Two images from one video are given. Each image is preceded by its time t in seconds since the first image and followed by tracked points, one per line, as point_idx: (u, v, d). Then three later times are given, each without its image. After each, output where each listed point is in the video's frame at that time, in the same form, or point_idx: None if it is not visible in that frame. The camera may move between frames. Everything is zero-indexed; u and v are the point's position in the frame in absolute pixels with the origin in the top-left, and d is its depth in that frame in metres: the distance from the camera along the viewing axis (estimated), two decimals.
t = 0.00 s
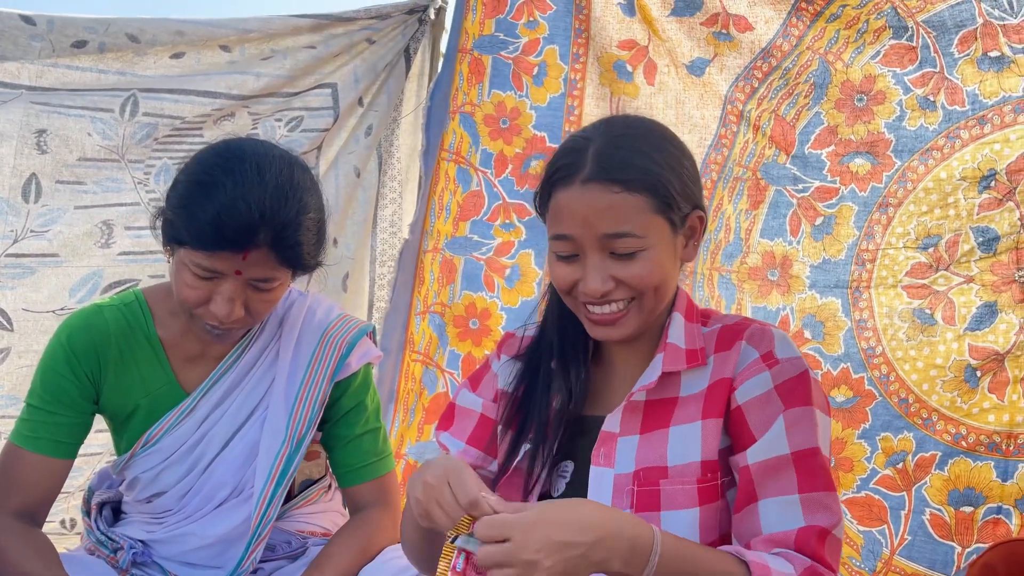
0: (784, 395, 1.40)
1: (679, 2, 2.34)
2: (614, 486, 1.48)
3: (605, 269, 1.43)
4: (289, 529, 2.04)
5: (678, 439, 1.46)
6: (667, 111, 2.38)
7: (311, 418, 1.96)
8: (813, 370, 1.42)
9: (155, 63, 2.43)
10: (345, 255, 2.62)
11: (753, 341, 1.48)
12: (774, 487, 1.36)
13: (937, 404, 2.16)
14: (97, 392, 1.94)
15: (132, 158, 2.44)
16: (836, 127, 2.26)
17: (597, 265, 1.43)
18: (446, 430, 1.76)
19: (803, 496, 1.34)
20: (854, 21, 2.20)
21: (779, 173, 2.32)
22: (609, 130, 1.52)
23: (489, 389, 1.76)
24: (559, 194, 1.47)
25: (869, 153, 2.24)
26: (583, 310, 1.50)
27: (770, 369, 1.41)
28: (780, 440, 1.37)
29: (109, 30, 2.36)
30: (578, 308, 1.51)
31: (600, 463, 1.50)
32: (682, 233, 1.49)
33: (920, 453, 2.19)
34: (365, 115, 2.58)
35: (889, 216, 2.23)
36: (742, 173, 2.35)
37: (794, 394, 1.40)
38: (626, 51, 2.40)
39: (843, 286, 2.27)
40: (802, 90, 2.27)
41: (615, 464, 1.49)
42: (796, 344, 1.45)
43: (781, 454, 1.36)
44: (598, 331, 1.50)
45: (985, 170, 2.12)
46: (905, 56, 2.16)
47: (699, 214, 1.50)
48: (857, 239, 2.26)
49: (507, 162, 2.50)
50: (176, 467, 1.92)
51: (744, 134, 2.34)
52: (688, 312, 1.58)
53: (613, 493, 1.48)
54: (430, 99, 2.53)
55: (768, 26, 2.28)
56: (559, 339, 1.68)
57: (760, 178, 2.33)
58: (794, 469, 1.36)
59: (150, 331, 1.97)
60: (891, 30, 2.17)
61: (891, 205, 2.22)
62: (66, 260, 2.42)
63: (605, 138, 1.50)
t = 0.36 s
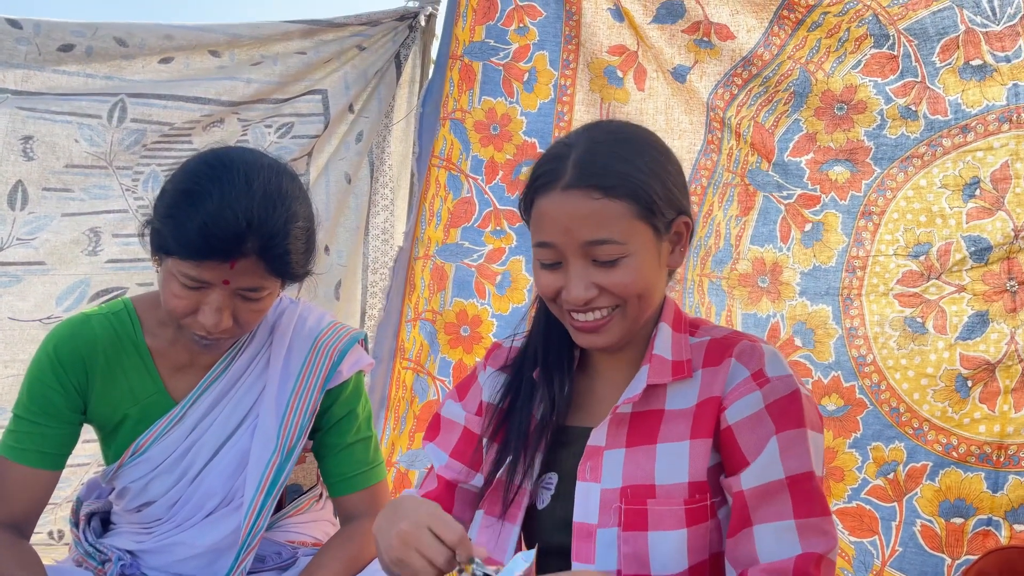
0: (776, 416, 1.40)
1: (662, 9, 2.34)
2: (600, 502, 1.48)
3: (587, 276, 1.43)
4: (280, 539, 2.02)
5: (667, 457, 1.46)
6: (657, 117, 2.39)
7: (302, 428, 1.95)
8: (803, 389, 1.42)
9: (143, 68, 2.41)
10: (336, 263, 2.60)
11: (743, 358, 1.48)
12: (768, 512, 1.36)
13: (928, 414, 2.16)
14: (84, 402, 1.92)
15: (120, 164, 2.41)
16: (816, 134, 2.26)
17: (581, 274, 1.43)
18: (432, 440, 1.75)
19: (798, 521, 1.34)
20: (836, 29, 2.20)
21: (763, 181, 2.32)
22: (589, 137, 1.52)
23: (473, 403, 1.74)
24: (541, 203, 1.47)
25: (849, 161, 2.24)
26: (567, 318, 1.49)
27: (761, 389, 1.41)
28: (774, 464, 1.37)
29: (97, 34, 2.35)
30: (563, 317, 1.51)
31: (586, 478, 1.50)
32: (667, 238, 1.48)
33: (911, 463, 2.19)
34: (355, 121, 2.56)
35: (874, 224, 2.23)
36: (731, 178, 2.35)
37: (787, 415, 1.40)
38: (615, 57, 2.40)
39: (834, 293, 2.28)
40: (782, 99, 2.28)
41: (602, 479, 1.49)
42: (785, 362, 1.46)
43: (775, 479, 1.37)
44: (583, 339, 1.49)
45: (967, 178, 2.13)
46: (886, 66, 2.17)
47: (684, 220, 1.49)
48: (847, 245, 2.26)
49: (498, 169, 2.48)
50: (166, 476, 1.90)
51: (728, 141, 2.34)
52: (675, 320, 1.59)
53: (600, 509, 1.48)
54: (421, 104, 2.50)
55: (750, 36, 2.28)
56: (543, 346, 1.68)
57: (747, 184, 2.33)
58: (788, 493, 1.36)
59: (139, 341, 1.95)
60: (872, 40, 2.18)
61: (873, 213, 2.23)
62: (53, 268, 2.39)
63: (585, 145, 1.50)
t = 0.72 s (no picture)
0: (757, 432, 1.38)
1: (646, 15, 2.35)
2: (581, 519, 1.47)
3: (564, 285, 1.42)
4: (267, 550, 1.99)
5: (647, 474, 1.45)
6: (645, 122, 2.40)
7: (291, 436, 1.93)
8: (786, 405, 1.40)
9: (131, 78, 2.42)
10: (325, 270, 2.60)
11: (725, 372, 1.46)
12: (744, 531, 1.35)
13: (918, 424, 2.15)
14: (69, 409, 1.91)
15: (107, 172, 2.42)
16: (796, 143, 2.26)
17: (557, 283, 1.42)
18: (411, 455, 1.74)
19: (775, 541, 1.33)
20: (824, 36, 2.21)
21: (746, 186, 2.32)
22: (568, 140, 1.52)
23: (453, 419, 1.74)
24: (517, 210, 1.47)
25: (828, 171, 2.24)
26: (545, 328, 1.48)
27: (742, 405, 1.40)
28: (752, 482, 1.36)
29: (84, 47, 2.35)
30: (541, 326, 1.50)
31: (567, 494, 1.49)
32: (648, 245, 1.47)
33: (900, 474, 2.18)
34: (345, 127, 2.56)
35: (848, 236, 2.23)
36: (719, 184, 2.35)
37: (768, 431, 1.38)
38: (604, 62, 2.41)
39: (823, 300, 2.27)
40: (763, 106, 2.28)
41: (582, 496, 1.47)
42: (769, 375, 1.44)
43: (752, 496, 1.35)
44: (561, 349, 1.48)
45: (946, 189, 2.13)
46: (872, 74, 2.18)
47: (663, 227, 1.49)
48: (829, 254, 2.26)
49: (487, 174, 2.47)
50: (152, 484, 1.88)
51: (710, 148, 2.35)
52: (657, 330, 1.58)
53: (581, 527, 1.47)
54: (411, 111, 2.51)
55: (733, 44, 2.29)
56: (522, 356, 1.68)
57: (732, 190, 2.33)
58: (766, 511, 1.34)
59: (123, 349, 1.93)
60: (861, 46, 2.18)
61: (846, 226, 2.23)
62: (38, 275, 2.40)
63: (563, 149, 1.50)
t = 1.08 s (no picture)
0: (741, 440, 1.40)
1: (636, 15, 2.33)
2: (563, 530, 1.47)
3: (539, 288, 1.42)
4: (264, 551, 2.00)
5: (630, 484, 1.45)
6: (639, 124, 2.39)
7: (291, 437, 1.93)
8: (771, 412, 1.41)
9: (125, 77, 2.41)
10: (320, 271, 2.59)
11: (709, 378, 1.46)
12: (722, 542, 1.36)
13: (910, 428, 2.16)
14: (71, 405, 1.90)
15: (101, 173, 2.42)
16: (785, 144, 2.26)
17: (531, 286, 1.42)
18: (390, 465, 1.76)
19: (755, 554, 1.35)
20: (820, 40, 2.19)
21: (730, 191, 2.31)
22: (539, 135, 1.50)
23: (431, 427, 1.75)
24: (488, 209, 1.47)
25: (817, 172, 2.24)
26: (521, 331, 1.48)
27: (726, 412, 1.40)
28: (733, 492, 1.37)
29: (78, 43, 2.35)
30: (518, 328, 1.50)
31: (549, 505, 1.49)
32: (625, 242, 1.47)
33: (893, 478, 2.19)
34: (339, 129, 2.55)
35: (838, 237, 2.24)
36: (708, 189, 2.34)
37: (752, 440, 1.39)
38: (598, 62, 2.39)
39: (813, 304, 2.27)
40: (753, 109, 2.28)
41: (564, 505, 1.48)
42: (753, 380, 1.44)
43: (732, 507, 1.37)
44: (538, 352, 1.48)
45: (937, 192, 2.12)
46: (863, 78, 2.16)
47: (643, 223, 1.49)
48: (814, 258, 2.27)
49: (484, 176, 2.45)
50: (151, 485, 1.88)
51: (695, 150, 2.34)
52: (638, 331, 1.58)
53: (563, 538, 1.47)
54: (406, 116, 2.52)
55: (723, 45, 2.27)
56: (499, 357, 1.68)
57: (718, 194, 2.33)
58: (746, 523, 1.36)
59: (126, 347, 1.93)
60: (857, 48, 2.16)
61: (835, 226, 2.24)
62: (33, 277, 2.39)
63: (534, 143, 1.49)
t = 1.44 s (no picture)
0: (719, 453, 1.41)
1: (637, 14, 2.33)
2: (544, 539, 1.48)
3: (511, 287, 1.43)
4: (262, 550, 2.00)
5: (611, 494, 1.45)
6: (633, 125, 2.38)
7: (288, 435, 1.94)
8: (752, 422, 1.42)
9: (123, 80, 2.42)
10: (316, 271, 2.59)
11: (690, 386, 1.46)
12: (694, 557, 1.38)
13: (907, 427, 2.16)
14: (74, 400, 1.90)
15: (98, 173, 2.42)
16: (788, 144, 2.26)
17: (503, 286, 1.43)
18: (370, 472, 1.76)
19: (725, 570, 1.37)
20: (823, 41, 2.18)
21: (731, 190, 2.31)
22: (512, 128, 1.50)
23: (410, 430, 1.74)
24: (459, 203, 1.46)
25: (821, 171, 2.24)
26: (494, 332, 1.48)
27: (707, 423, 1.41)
28: (707, 507, 1.39)
29: (76, 48, 2.37)
30: (490, 327, 1.50)
31: (529, 514, 1.50)
32: (602, 239, 1.48)
33: (890, 477, 2.19)
34: (336, 129, 2.56)
35: (840, 235, 2.24)
36: (705, 188, 2.34)
37: (730, 453, 1.41)
38: (593, 62, 2.39)
39: (812, 303, 2.27)
40: (755, 108, 2.28)
41: (545, 515, 1.48)
42: (736, 387, 1.45)
43: (706, 522, 1.39)
44: (513, 354, 1.49)
45: (939, 190, 2.12)
46: (864, 78, 2.17)
47: (621, 218, 1.50)
48: (817, 256, 2.26)
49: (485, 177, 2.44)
50: (150, 483, 1.88)
51: (695, 150, 2.34)
52: (617, 332, 1.58)
53: (544, 548, 1.48)
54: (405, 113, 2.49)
55: (724, 45, 2.27)
56: (474, 358, 1.67)
57: (716, 193, 2.33)
58: (719, 539, 1.38)
59: (125, 343, 1.93)
60: (861, 48, 2.16)
61: (840, 224, 2.23)
62: (29, 277, 2.40)
63: (506, 136, 1.49)
